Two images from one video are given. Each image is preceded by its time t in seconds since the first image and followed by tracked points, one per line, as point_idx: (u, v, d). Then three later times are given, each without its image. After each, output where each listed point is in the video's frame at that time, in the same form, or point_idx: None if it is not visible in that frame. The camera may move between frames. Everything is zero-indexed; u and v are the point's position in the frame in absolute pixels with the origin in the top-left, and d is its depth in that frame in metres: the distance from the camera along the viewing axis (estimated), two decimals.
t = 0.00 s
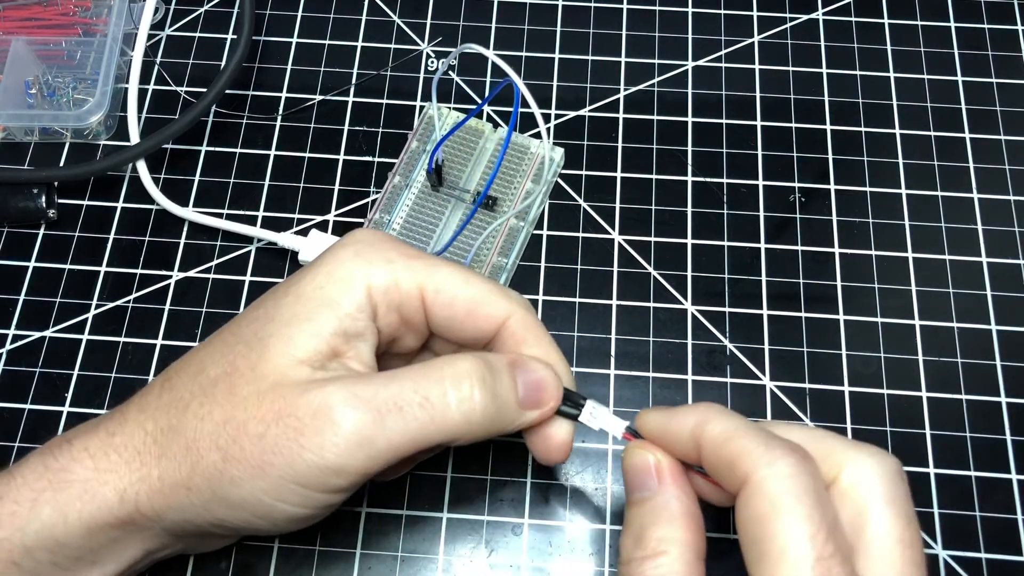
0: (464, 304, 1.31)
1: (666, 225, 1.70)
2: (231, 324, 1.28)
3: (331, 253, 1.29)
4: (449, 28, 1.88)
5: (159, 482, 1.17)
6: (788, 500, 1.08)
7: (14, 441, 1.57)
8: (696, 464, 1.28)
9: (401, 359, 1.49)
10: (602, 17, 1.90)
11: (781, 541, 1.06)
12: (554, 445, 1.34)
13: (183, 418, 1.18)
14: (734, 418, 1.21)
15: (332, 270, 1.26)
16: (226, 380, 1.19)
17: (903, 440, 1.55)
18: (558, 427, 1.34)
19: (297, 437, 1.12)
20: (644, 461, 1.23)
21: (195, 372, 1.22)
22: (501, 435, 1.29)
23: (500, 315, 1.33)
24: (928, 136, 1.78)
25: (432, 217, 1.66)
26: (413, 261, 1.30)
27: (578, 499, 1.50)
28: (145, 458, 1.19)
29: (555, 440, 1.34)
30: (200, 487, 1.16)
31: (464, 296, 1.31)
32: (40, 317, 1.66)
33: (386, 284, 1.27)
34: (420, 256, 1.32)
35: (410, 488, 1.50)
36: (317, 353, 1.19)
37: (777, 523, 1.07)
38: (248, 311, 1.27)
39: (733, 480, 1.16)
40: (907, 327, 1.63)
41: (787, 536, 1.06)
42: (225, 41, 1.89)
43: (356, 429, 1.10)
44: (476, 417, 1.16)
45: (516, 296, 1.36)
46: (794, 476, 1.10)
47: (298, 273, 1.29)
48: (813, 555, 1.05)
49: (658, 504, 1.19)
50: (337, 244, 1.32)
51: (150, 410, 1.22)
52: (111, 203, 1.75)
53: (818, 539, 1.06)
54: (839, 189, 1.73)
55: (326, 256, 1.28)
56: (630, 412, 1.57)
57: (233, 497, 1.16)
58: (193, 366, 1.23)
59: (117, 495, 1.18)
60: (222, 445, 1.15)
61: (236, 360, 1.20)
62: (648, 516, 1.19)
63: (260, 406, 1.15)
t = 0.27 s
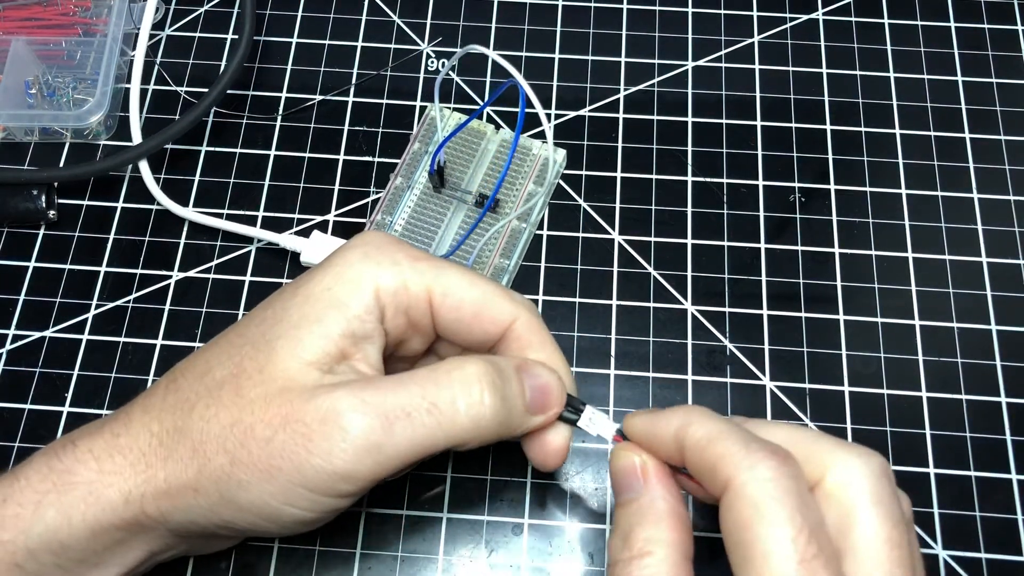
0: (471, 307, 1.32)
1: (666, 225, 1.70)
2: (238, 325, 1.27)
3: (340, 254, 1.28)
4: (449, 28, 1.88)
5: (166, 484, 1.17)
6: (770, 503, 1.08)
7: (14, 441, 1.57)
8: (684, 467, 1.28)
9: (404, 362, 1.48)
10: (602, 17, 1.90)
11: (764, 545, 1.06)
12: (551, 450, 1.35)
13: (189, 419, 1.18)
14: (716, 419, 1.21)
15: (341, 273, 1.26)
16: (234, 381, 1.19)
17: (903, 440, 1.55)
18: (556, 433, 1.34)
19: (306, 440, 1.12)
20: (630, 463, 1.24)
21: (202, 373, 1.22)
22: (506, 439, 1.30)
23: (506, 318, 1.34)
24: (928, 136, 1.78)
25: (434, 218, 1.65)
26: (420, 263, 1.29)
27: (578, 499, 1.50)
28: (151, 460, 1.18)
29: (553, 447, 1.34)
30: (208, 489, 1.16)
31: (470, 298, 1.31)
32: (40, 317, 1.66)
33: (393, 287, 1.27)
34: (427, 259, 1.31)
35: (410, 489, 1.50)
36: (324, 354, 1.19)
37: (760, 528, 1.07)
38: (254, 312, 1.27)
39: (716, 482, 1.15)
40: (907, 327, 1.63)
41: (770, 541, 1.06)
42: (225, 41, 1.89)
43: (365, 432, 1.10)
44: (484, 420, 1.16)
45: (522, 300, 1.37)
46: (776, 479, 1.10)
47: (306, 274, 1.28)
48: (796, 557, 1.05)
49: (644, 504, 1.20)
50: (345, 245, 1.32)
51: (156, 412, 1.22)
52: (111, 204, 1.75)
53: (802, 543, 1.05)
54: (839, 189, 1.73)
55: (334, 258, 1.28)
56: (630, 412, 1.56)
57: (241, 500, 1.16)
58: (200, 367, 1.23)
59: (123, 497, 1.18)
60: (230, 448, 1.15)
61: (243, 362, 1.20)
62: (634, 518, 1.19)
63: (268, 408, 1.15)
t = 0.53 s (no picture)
0: (480, 322, 1.30)
1: (666, 225, 1.70)
2: (247, 333, 1.25)
3: (349, 265, 1.27)
4: (449, 28, 1.88)
5: (176, 496, 1.16)
6: (767, 494, 1.08)
7: (14, 441, 1.57)
8: (680, 462, 1.28)
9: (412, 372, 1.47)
10: (602, 17, 1.90)
11: (761, 535, 1.06)
12: (574, 466, 1.34)
13: (201, 431, 1.17)
14: (713, 411, 1.20)
15: (352, 286, 1.24)
16: (246, 394, 1.17)
17: (903, 440, 1.55)
18: (578, 449, 1.33)
19: (323, 461, 1.12)
20: (629, 462, 1.23)
21: (213, 383, 1.20)
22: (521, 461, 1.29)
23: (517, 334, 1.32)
24: (928, 136, 1.78)
25: (439, 220, 1.65)
26: (430, 276, 1.28)
27: (578, 498, 1.50)
28: (160, 471, 1.17)
29: (575, 461, 1.34)
30: (220, 502, 1.16)
31: (481, 312, 1.29)
32: (40, 317, 1.66)
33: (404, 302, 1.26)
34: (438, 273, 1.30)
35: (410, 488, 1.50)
36: (338, 371, 1.18)
37: (757, 518, 1.07)
38: (267, 320, 1.25)
39: (713, 473, 1.15)
40: (907, 327, 1.63)
41: (767, 531, 1.06)
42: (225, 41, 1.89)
43: (383, 457, 1.11)
44: (502, 447, 1.15)
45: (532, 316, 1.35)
46: (773, 469, 1.10)
47: (316, 285, 1.26)
48: (792, 547, 1.05)
49: (644, 504, 1.19)
50: (355, 255, 1.30)
51: (166, 421, 1.20)
52: (111, 203, 1.75)
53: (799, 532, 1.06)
54: (839, 189, 1.73)
55: (344, 270, 1.26)
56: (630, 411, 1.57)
57: (254, 514, 1.16)
58: (211, 375, 1.21)
59: (131, 505, 1.17)
60: (244, 463, 1.14)
61: (256, 374, 1.19)
62: (632, 516, 1.20)
63: (283, 425, 1.14)
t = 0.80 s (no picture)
0: (476, 332, 1.29)
1: (666, 225, 1.70)
2: (244, 350, 1.23)
3: (345, 277, 1.27)
4: (449, 28, 1.88)
5: (181, 516, 1.14)
6: (764, 493, 1.08)
7: (14, 441, 1.57)
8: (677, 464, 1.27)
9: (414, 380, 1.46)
10: (602, 17, 1.90)
11: (761, 537, 1.06)
12: (577, 473, 1.33)
13: (203, 450, 1.15)
14: (705, 411, 1.20)
15: (348, 301, 1.24)
16: (249, 411, 1.16)
17: (902, 440, 1.55)
18: (582, 456, 1.32)
19: (330, 481, 1.11)
20: (629, 462, 1.24)
21: (215, 400, 1.18)
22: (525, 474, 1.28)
23: (514, 343, 1.30)
24: (928, 136, 1.78)
25: (448, 223, 1.65)
26: (427, 288, 1.28)
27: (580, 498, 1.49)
28: (163, 492, 1.15)
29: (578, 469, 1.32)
30: (227, 522, 1.14)
31: (476, 322, 1.28)
32: (40, 317, 1.66)
33: (402, 316, 1.26)
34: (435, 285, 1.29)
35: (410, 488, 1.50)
36: (340, 386, 1.17)
37: (756, 517, 1.07)
38: (267, 335, 1.23)
39: (709, 474, 1.15)
40: (907, 327, 1.63)
41: (766, 530, 1.06)
42: (225, 41, 1.89)
43: (391, 475, 1.11)
44: (502, 463, 1.17)
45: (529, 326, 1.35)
46: (768, 470, 1.10)
47: (312, 300, 1.25)
48: (793, 546, 1.05)
49: (646, 503, 1.19)
50: (350, 269, 1.29)
51: (168, 440, 1.18)
52: (111, 204, 1.75)
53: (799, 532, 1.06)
54: (839, 189, 1.73)
55: (339, 284, 1.26)
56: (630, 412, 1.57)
57: (260, 534, 1.14)
58: (212, 392, 1.19)
59: (137, 526, 1.15)
60: (249, 483, 1.12)
61: (259, 391, 1.17)
62: (633, 516, 1.20)
63: (287, 444, 1.12)
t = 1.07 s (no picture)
0: (481, 329, 1.28)
1: (667, 225, 1.70)
2: (250, 351, 1.24)
3: (348, 276, 1.27)
4: (449, 28, 1.88)
5: (189, 518, 1.14)
6: (774, 496, 1.09)
7: (14, 441, 1.57)
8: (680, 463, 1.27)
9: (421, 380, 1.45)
10: (602, 17, 1.90)
11: (773, 537, 1.06)
12: (583, 467, 1.33)
13: (210, 451, 1.15)
14: (711, 413, 1.21)
15: (353, 299, 1.24)
16: (256, 412, 1.15)
17: (902, 440, 1.55)
18: (589, 450, 1.32)
19: (338, 479, 1.11)
20: (630, 457, 1.23)
21: (222, 402, 1.18)
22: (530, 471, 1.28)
23: (518, 340, 1.30)
24: (928, 136, 1.78)
25: (456, 225, 1.64)
26: (430, 286, 1.27)
27: (581, 497, 1.49)
28: (172, 493, 1.15)
29: (585, 464, 1.33)
30: (234, 523, 1.13)
31: (480, 319, 1.28)
32: (40, 317, 1.66)
33: (406, 313, 1.25)
34: (438, 282, 1.29)
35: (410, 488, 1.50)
36: (346, 384, 1.17)
37: (767, 520, 1.08)
38: (273, 336, 1.23)
39: (717, 478, 1.16)
40: (907, 327, 1.63)
41: (777, 531, 1.07)
42: (225, 42, 1.89)
43: (399, 471, 1.10)
44: (508, 458, 1.17)
45: (532, 322, 1.34)
46: (777, 472, 1.11)
47: (315, 299, 1.25)
48: (805, 547, 1.05)
49: (647, 497, 1.19)
50: (353, 268, 1.29)
51: (175, 442, 1.18)
52: (111, 204, 1.75)
53: (812, 533, 1.06)
54: (839, 189, 1.73)
55: (343, 282, 1.26)
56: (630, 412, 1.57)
57: (268, 534, 1.14)
58: (219, 394, 1.19)
59: (145, 529, 1.15)
60: (257, 483, 1.12)
61: (265, 391, 1.17)
62: (635, 510, 1.19)
63: (295, 443, 1.12)
